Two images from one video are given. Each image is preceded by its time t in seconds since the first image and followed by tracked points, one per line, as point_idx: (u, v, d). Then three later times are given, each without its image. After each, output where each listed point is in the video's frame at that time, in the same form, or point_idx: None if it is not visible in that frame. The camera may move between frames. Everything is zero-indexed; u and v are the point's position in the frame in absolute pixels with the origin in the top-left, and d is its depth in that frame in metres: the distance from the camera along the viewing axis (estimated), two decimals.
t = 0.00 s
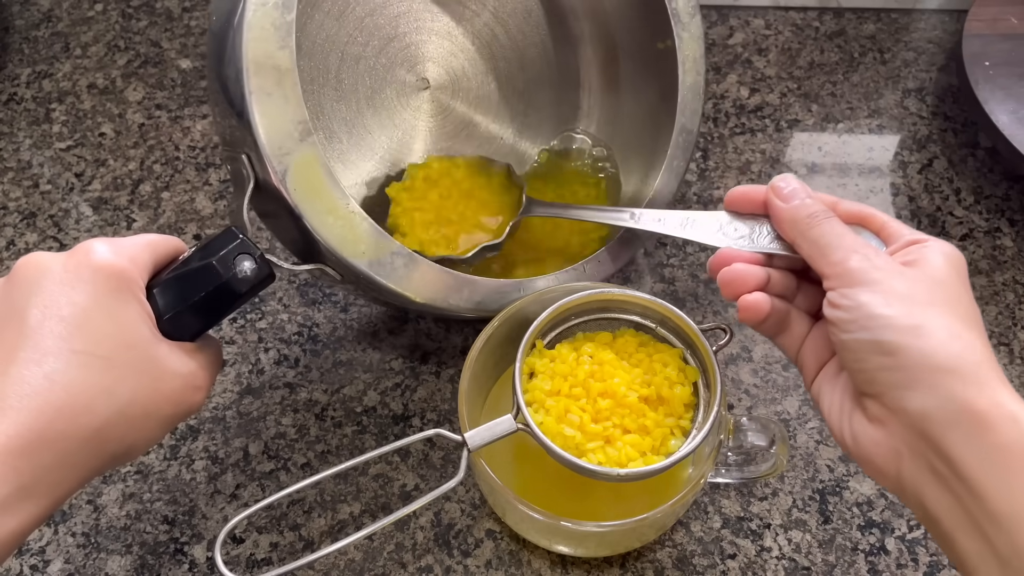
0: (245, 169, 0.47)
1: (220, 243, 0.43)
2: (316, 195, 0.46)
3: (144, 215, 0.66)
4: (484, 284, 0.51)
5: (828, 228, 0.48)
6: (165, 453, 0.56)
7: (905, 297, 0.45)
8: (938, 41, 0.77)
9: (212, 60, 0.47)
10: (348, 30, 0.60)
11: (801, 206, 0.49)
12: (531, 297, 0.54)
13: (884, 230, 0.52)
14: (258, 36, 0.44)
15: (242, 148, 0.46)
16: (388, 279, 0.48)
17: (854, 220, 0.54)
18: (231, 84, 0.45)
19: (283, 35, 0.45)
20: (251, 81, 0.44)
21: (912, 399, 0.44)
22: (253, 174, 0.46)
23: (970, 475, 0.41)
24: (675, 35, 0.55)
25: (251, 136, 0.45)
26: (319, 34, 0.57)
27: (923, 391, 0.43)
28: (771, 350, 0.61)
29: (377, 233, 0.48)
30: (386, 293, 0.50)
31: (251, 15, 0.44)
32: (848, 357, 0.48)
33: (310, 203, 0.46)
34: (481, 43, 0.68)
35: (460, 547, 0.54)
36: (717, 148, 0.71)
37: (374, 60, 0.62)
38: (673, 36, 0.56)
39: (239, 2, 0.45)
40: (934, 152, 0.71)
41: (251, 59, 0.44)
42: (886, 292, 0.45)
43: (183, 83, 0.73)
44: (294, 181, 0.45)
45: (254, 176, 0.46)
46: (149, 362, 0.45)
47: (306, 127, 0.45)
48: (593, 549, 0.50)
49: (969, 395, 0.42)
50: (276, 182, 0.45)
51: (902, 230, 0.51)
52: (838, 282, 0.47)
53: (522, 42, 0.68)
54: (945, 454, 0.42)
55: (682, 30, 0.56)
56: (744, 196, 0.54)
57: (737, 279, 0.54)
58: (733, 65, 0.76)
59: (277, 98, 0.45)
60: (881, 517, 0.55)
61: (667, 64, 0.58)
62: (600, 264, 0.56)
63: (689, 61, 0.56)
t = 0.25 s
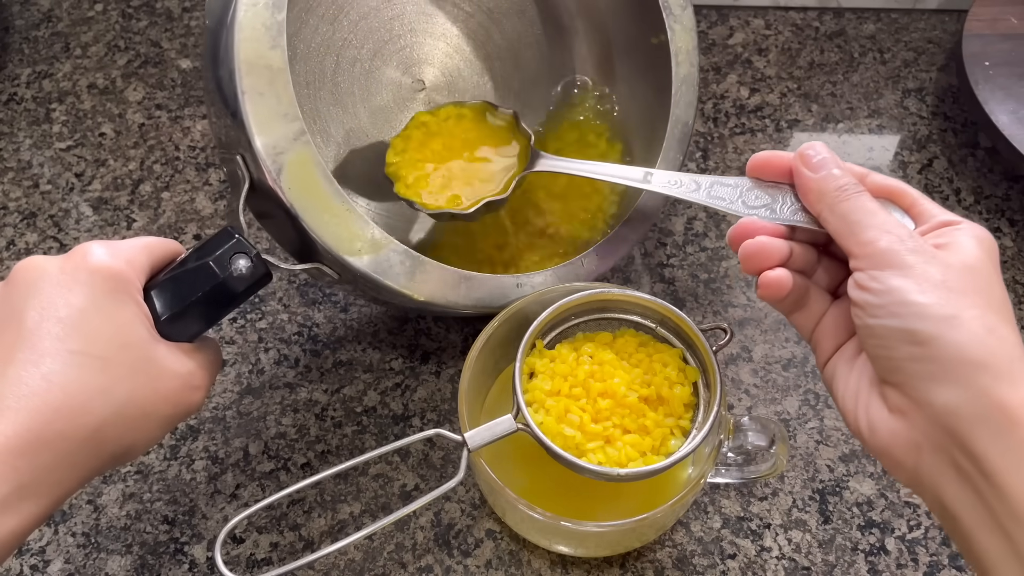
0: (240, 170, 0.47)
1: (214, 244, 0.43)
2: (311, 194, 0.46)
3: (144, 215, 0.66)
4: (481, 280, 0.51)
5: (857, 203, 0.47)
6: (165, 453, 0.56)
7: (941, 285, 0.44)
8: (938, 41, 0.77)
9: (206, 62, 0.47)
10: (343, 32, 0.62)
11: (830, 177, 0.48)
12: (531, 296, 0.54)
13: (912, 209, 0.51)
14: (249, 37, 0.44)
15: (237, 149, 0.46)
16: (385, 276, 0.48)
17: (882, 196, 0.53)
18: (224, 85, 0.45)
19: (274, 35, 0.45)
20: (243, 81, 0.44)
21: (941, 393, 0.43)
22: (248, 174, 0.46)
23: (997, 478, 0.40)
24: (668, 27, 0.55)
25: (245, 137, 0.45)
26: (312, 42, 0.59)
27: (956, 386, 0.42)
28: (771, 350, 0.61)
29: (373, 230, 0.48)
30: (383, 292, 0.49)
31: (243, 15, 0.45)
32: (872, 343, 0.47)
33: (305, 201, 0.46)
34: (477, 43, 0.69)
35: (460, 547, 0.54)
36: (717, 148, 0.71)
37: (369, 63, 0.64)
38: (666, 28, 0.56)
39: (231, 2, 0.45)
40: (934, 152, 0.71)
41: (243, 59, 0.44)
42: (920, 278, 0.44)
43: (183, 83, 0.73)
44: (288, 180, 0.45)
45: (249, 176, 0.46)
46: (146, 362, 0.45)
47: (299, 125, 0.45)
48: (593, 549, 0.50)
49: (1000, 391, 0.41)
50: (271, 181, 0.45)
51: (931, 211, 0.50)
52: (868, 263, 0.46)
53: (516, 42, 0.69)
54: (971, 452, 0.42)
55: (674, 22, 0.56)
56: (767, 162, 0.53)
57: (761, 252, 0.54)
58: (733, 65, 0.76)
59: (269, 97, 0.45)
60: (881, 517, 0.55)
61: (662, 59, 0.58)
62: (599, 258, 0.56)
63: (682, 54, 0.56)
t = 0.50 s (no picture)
0: (234, 172, 0.47)
1: (209, 245, 0.43)
2: (305, 194, 0.46)
3: (144, 215, 0.66)
4: (475, 277, 0.51)
5: (892, 189, 0.45)
6: (165, 453, 0.56)
7: (990, 284, 0.42)
8: (939, 41, 0.77)
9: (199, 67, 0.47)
10: (337, 37, 0.63)
11: (863, 159, 0.46)
12: (531, 296, 0.54)
13: (949, 198, 0.49)
14: (238, 39, 0.45)
15: (230, 151, 0.46)
16: (380, 274, 0.48)
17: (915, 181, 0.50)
18: (214, 88, 0.45)
19: (262, 35, 0.45)
20: (233, 82, 0.44)
21: (985, 404, 0.41)
22: (241, 176, 0.46)
23: None
24: (657, 18, 0.56)
25: (237, 139, 0.45)
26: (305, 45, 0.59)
27: (1001, 397, 0.40)
28: (771, 350, 0.61)
29: (368, 228, 0.48)
30: (380, 290, 0.50)
31: (230, 17, 0.45)
32: (909, 344, 0.45)
33: (298, 201, 0.46)
34: (470, 45, 0.70)
35: (460, 547, 0.54)
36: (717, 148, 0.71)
37: (364, 67, 0.65)
38: (655, 19, 0.57)
39: (220, 3, 0.45)
40: (934, 152, 0.71)
41: (232, 61, 0.44)
42: (965, 276, 0.42)
43: (183, 83, 0.73)
44: (281, 181, 0.45)
45: (242, 178, 0.46)
46: (144, 363, 0.45)
47: (290, 125, 0.45)
48: (593, 549, 0.50)
49: None
50: (264, 182, 0.45)
51: (969, 201, 0.48)
52: (907, 256, 0.44)
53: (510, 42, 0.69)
54: (1012, 468, 0.40)
55: (664, 12, 0.56)
56: (794, 141, 0.53)
57: (788, 239, 0.52)
58: (733, 65, 0.76)
59: (259, 98, 0.45)
60: (881, 517, 0.55)
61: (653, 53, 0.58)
62: (592, 252, 0.55)
63: (672, 44, 0.57)
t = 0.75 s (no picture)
0: (230, 175, 0.47)
1: (205, 249, 0.43)
2: (301, 196, 0.46)
3: (144, 214, 0.66)
4: (472, 275, 0.51)
5: None
6: (165, 453, 0.56)
7: None
8: (939, 41, 0.77)
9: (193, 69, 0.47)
10: (331, 40, 0.61)
11: None
12: (530, 296, 0.54)
13: None
14: (231, 41, 0.44)
15: (226, 154, 0.46)
16: (376, 275, 0.48)
17: None
18: (209, 91, 0.45)
19: (256, 37, 0.45)
20: (227, 85, 0.44)
21: None
22: (237, 179, 0.46)
23: None
24: (651, 14, 0.56)
25: (233, 142, 0.45)
26: (302, 48, 0.59)
27: None
28: (771, 350, 0.61)
29: (364, 229, 0.48)
30: (377, 291, 0.50)
31: (223, 21, 0.45)
32: None
33: (293, 203, 0.45)
34: (467, 46, 0.69)
35: (460, 547, 0.54)
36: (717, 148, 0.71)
37: (360, 68, 0.63)
38: (649, 16, 0.57)
39: (214, 3, 0.45)
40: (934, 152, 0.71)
41: (226, 64, 0.44)
42: None
43: (183, 83, 0.73)
44: (276, 183, 0.45)
45: (238, 180, 0.46)
46: (142, 366, 0.45)
47: (284, 127, 0.45)
48: (593, 549, 0.50)
49: None
50: (260, 185, 0.45)
51: None
52: None
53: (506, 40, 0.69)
54: None
55: (658, 8, 0.56)
56: (945, 166, 0.46)
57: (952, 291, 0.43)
58: (733, 65, 0.76)
59: (253, 101, 0.45)
60: (881, 517, 0.55)
61: (649, 49, 0.58)
62: (592, 248, 0.55)
63: (667, 40, 0.57)
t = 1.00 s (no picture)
0: (229, 175, 0.47)
1: (204, 249, 0.43)
2: (299, 196, 0.46)
3: (144, 214, 0.66)
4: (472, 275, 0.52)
5: None
6: (165, 453, 0.56)
7: None
8: (938, 41, 0.77)
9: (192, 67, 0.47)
10: (331, 40, 0.60)
11: None
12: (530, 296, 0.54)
13: None
14: (229, 42, 0.44)
15: (225, 154, 0.46)
16: (375, 275, 0.48)
17: None
18: (207, 92, 0.45)
19: (255, 38, 0.45)
20: (226, 86, 0.44)
21: None
22: (236, 179, 0.46)
23: None
24: (651, 14, 0.56)
25: (232, 143, 0.45)
26: (302, 49, 0.58)
27: None
28: (771, 350, 0.61)
29: (362, 228, 0.48)
30: (376, 290, 0.50)
31: (222, 21, 0.45)
32: None
33: (292, 203, 0.46)
34: (466, 45, 0.68)
35: (460, 547, 0.54)
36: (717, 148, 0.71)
37: (360, 66, 0.62)
38: (649, 16, 0.57)
39: (212, 3, 0.45)
40: (934, 152, 0.71)
41: (224, 65, 0.44)
42: None
43: (183, 83, 0.73)
44: (275, 183, 0.45)
45: (236, 180, 0.46)
46: (141, 366, 0.45)
47: (283, 128, 0.45)
48: (593, 549, 0.50)
49: None
50: (259, 186, 0.45)
51: None
52: None
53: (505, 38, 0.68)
54: None
55: (657, 7, 0.56)
56: None
57: None
58: (733, 65, 0.76)
59: (252, 101, 0.45)
60: (881, 517, 0.55)
61: (648, 49, 0.59)
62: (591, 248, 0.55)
63: (667, 39, 0.57)
